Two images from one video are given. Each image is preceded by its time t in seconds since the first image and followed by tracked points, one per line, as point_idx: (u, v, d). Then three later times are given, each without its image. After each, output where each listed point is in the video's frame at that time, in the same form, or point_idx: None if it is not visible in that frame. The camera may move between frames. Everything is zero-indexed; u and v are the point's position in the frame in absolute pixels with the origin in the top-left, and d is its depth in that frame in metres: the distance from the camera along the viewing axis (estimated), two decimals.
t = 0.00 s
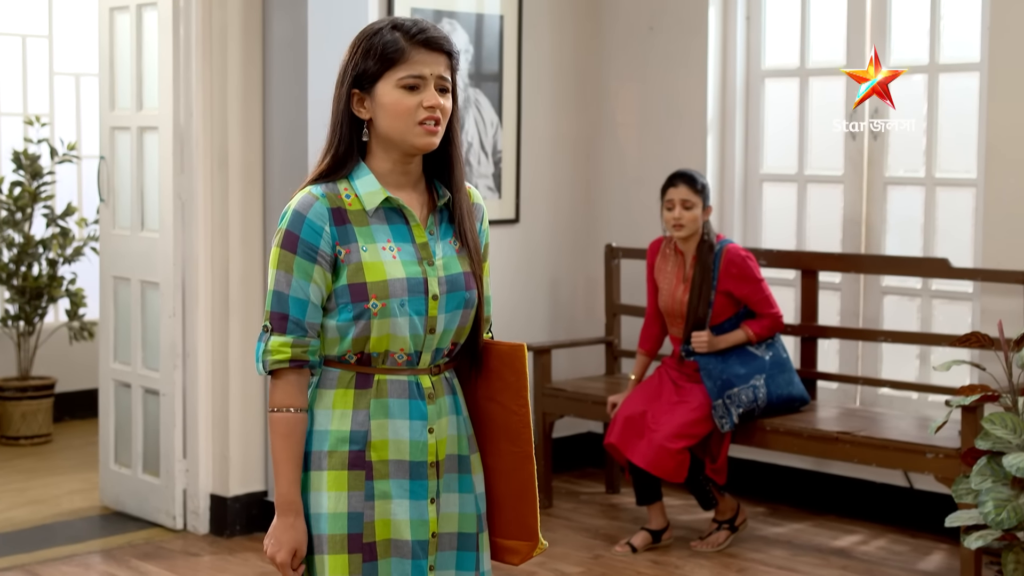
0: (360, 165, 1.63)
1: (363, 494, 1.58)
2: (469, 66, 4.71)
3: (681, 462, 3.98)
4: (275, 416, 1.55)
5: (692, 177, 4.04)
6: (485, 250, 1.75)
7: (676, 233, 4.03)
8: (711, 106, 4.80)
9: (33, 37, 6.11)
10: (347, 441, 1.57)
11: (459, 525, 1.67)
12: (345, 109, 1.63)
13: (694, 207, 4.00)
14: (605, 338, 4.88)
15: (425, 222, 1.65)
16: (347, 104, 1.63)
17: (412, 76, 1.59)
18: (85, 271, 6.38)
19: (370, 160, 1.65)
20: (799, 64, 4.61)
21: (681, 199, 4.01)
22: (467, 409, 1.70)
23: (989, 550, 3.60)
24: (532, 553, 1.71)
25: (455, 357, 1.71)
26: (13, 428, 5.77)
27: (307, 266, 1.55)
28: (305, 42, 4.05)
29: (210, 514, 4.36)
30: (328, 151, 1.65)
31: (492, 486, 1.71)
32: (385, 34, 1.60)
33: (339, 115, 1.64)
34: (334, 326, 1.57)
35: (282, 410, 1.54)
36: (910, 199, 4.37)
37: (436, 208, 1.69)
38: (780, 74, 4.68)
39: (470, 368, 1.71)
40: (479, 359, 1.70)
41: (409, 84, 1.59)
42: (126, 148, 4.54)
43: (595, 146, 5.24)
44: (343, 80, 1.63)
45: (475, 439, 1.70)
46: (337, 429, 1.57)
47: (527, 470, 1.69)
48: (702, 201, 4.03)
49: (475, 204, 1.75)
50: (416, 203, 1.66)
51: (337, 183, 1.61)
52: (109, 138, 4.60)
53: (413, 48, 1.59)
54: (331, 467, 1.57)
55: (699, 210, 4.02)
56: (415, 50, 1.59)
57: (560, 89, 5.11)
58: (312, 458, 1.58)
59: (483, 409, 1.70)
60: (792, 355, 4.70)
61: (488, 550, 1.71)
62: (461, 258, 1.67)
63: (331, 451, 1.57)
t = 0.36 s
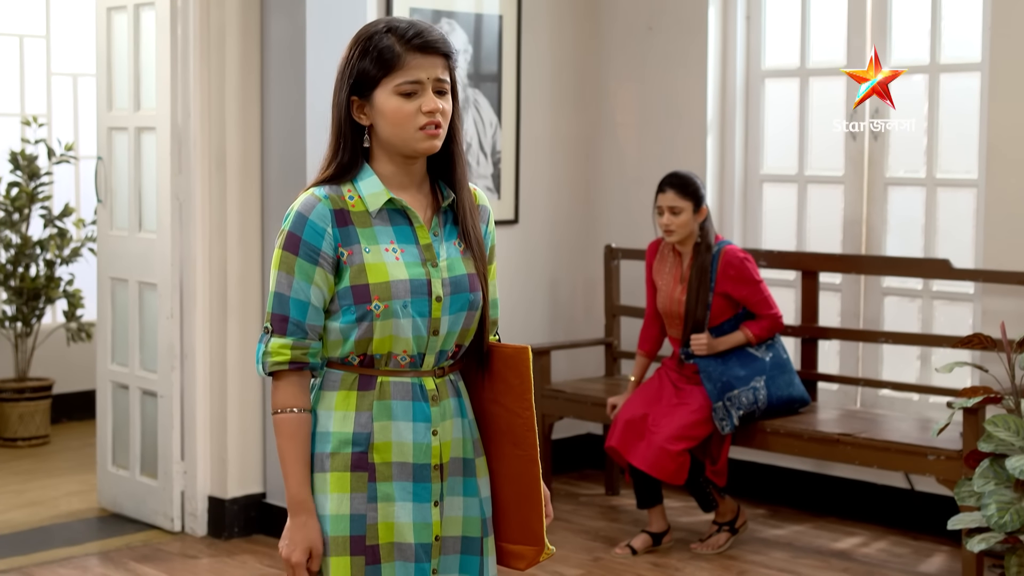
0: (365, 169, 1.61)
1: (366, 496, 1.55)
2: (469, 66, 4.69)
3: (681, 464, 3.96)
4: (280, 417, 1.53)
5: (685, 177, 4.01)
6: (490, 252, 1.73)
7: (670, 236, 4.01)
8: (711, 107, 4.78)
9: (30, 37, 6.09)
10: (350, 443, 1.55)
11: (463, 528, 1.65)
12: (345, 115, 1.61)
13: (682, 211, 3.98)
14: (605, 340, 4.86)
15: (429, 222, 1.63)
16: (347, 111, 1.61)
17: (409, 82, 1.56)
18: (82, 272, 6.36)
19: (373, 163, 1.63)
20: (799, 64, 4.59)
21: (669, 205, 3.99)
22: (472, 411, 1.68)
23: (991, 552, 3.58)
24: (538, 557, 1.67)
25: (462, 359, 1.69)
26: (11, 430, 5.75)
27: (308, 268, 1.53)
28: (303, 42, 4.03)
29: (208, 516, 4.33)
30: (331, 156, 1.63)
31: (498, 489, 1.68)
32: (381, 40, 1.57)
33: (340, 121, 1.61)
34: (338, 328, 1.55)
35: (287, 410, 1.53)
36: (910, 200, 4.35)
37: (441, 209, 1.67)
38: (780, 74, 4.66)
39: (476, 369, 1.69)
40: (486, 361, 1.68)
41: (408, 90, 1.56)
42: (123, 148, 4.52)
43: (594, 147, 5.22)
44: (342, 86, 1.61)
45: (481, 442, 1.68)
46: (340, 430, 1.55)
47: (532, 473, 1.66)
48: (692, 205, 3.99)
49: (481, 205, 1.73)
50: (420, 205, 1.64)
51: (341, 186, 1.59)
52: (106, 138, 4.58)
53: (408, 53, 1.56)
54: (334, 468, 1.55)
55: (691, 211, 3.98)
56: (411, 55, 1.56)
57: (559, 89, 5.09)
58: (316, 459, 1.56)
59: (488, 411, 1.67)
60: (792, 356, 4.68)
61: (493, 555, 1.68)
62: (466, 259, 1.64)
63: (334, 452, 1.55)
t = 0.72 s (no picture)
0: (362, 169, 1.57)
1: (358, 501, 1.52)
2: (469, 67, 4.67)
3: (682, 467, 3.94)
4: (288, 389, 1.48)
5: (686, 176, 3.99)
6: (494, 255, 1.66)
7: (670, 236, 3.99)
8: (712, 108, 4.76)
9: (29, 38, 6.07)
10: (344, 447, 1.51)
11: (462, 534, 1.59)
12: (338, 118, 1.57)
13: (681, 212, 3.96)
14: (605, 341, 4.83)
15: (428, 225, 1.57)
16: (339, 115, 1.57)
17: (388, 89, 1.51)
18: (81, 273, 6.34)
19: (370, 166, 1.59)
20: (800, 65, 4.58)
21: (669, 206, 3.97)
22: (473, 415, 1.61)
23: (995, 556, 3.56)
24: (538, 565, 1.60)
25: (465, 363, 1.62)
26: (10, 432, 5.73)
27: (298, 267, 1.49)
28: (303, 42, 4.01)
29: (207, 519, 4.32)
30: (326, 160, 1.59)
31: (499, 493, 1.62)
32: (363, 44, 1.52)
33: (335, 121, 1.57)
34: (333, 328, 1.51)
35: (291, 381, 1.48)
36: (912, 201, 4.34)
37: (440, 211, 1.60)
38: (781, 74, 4.65)
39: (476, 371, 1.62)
40: (487, 365, 1.61)
41: (388, 96, 1.51)
42: (122, 149, 4.51)
43: (595, 147, 5.21)
44: (333, 91, 1.57)
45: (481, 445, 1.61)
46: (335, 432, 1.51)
47: (533, 478, 1.59)
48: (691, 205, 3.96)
49: (484, 208, 1.67)
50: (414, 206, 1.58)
51: (339, 186, 1.54)
52: (105, 139, 4.56)
53: (387, 60, 1.50)
54: (328, 471, 1.51)
55: (690, 211, 3.96)
56: (391, 60, 1.50)
57: (560, 90, 5.08)
58: (309, 462, 1.52)
59: (488, 415, 1.61)
60: (794, 357, 4.66)
61: (493, 560, 1.62)
62: (462, 260, 1.57)
63: (329, 455, 1.51)
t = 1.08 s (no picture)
0: (351, 169, 1.56)
1: (344, 504, 1.50)
2: (469, 67, 4.65)
3: (683, 468, 3.92)
4: (285, 365, 1.50)
5: (688, 176, 3.97)
6: (489, 258, 1.63)
7: (671, 236, 3.98)
8: (713, 109, 4.74)
9: (28, 39, 6.06)
10: (331, 449, 1.50)
11: (454, 540, 1.56)
12: (332, 113, 1.57)
13: (682, 212, 3.94)
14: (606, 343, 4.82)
15: (415, 227, 1.56)
16: (334, 108, 1.56)
17: (383, 88, 1.49)
18: (81, 274, 6.33)
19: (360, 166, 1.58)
20: (802, 65, 4.56)
21: (670, 206, 3.96)
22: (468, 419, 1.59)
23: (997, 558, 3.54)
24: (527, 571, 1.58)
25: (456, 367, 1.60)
26: (9, 433, 5.71)
27: (282, 269, 1.50)
28: (303, 42, 3.99)
29: (206, 521, 4.30)
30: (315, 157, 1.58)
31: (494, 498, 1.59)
32: (364, 40, 1.50)
33: (328, 118, 1.57)
34: (319, 330, 1.52)
35: (283, 357, 1.50)
36: (914, 202, 4.32)
37: (428, 213, 1.59)
38: (782, 75, 4.63)
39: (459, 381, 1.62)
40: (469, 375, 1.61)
41: (382, 95, 1.49)
42: (121, 150, 4.49)
43: (596, 148, 5.19)
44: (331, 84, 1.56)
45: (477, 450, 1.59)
46: (321, 435, 1.51)
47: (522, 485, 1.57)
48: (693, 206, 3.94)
49: (480, 207, 1.65)
50: (401, 207, 1.57)
51: (327, 187, 1.55)
52: (104, 140, 4.54)
53: (386, 59, 1.49)
54: (313, 474, 1.51)
55: (691, 212, 3.94)
56: (389, 60, 1.49)
57: (560, 91, 5.06)
58: (297, 465, 1.52)
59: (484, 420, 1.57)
60: (796, 359, 4.65)
61: (488, 568, 1.59)
62: (447, 263, 1.56)
63: (315, 458, 1.51)
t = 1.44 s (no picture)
0: (341, 170, 1.55)
1: (334, 511, 1.49)
2: (469, 69, 4.63)
3: (684, 472, 3.91)
4: (273, 371, 1.49)
5: (688, 178, 3.95)
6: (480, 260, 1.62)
7: (670, 239, 3.96)
8: (714, 111, 4.72)
9: (26, 41, 6.04)
10: (320, 456, 1.49)
11: (446, 546, 1.55)
12: (325, 114, 1.54)
13: (681, 215, 3.92)
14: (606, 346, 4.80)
15: (405, 229, 1.54)
16: (329, 108, 1.53)
17: (388, 90, 1.47)
18: (78, 277, 6.30)
19: (352, 168, 1.56)
20: (803, 67, 4.55)
21: (669, 209, 3.94)
22: (457, 425, 1.57)
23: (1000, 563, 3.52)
24: None
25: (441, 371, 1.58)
26: (6, 436, 5.69)
27: (269, 271, 1.48)
28: (302, 44, 3.97)
29: (205, 525, 4.27)
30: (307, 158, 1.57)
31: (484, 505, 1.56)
32: (367, 40, 1.48)
33: (321, 119, 1.54)
34: (309, 335, 1.50)
35: (272, 364, 1.49)
36: (916, 205, 4.30)
37: (419, 215, 1.57)
38: (783, 76, 4.61)
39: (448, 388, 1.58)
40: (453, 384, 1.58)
41: (385, 97, 1.47)
42: (119, 152, 4.47)
43: (596, 150, 5.17)
44: (326, 82, 1.53)
45: (466, 456, 1.57)
46: (311, 441, 1.50)
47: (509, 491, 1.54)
48: (696, 209, 3.92)
49: (470, 211, 1.63)
50: (393, 209, 1.55)
51: (316, 189, 1.53)
52: (102, 142, 4.53)
53: (392, 60, 1.47)
54: (303, 481, 1.49)
55: (690, 215, 3.92)
56: (395, 61, 1.47)
57: (560, 93, 5.04)
58: (287, 472, 1.51)
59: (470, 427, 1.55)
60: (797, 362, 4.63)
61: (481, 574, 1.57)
62: (438, 266, 1.54)
63: (305, 464, 1.49)
